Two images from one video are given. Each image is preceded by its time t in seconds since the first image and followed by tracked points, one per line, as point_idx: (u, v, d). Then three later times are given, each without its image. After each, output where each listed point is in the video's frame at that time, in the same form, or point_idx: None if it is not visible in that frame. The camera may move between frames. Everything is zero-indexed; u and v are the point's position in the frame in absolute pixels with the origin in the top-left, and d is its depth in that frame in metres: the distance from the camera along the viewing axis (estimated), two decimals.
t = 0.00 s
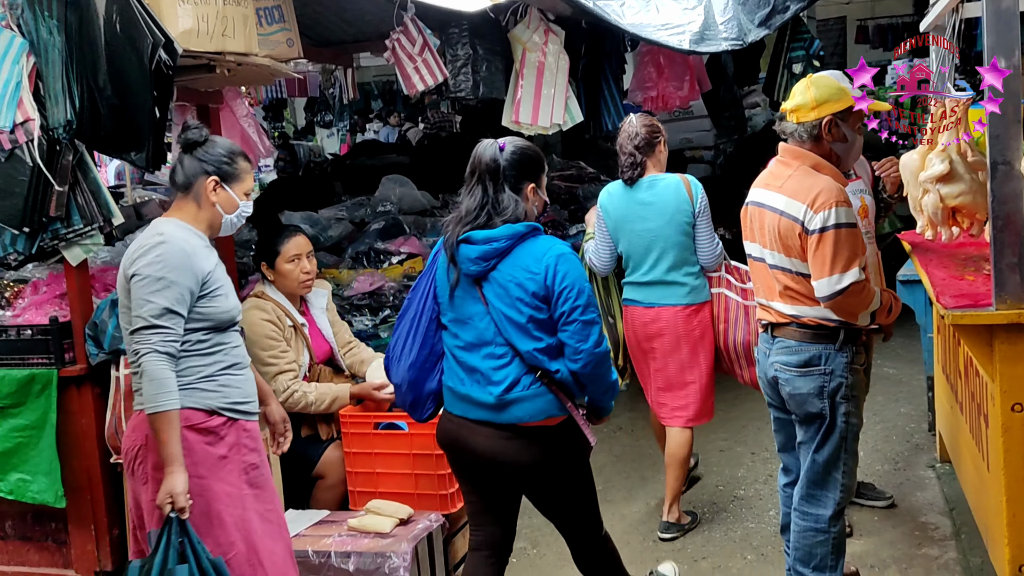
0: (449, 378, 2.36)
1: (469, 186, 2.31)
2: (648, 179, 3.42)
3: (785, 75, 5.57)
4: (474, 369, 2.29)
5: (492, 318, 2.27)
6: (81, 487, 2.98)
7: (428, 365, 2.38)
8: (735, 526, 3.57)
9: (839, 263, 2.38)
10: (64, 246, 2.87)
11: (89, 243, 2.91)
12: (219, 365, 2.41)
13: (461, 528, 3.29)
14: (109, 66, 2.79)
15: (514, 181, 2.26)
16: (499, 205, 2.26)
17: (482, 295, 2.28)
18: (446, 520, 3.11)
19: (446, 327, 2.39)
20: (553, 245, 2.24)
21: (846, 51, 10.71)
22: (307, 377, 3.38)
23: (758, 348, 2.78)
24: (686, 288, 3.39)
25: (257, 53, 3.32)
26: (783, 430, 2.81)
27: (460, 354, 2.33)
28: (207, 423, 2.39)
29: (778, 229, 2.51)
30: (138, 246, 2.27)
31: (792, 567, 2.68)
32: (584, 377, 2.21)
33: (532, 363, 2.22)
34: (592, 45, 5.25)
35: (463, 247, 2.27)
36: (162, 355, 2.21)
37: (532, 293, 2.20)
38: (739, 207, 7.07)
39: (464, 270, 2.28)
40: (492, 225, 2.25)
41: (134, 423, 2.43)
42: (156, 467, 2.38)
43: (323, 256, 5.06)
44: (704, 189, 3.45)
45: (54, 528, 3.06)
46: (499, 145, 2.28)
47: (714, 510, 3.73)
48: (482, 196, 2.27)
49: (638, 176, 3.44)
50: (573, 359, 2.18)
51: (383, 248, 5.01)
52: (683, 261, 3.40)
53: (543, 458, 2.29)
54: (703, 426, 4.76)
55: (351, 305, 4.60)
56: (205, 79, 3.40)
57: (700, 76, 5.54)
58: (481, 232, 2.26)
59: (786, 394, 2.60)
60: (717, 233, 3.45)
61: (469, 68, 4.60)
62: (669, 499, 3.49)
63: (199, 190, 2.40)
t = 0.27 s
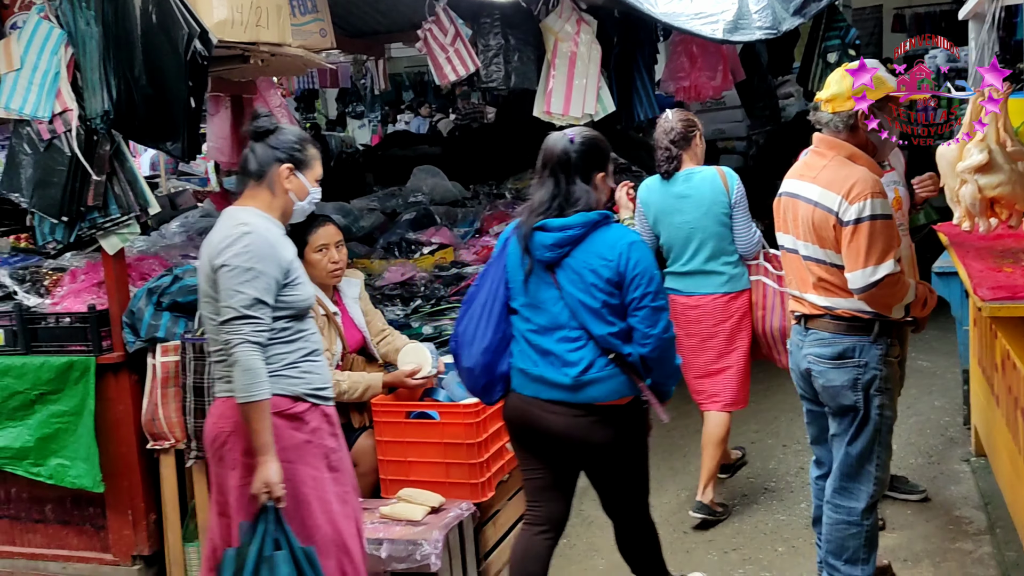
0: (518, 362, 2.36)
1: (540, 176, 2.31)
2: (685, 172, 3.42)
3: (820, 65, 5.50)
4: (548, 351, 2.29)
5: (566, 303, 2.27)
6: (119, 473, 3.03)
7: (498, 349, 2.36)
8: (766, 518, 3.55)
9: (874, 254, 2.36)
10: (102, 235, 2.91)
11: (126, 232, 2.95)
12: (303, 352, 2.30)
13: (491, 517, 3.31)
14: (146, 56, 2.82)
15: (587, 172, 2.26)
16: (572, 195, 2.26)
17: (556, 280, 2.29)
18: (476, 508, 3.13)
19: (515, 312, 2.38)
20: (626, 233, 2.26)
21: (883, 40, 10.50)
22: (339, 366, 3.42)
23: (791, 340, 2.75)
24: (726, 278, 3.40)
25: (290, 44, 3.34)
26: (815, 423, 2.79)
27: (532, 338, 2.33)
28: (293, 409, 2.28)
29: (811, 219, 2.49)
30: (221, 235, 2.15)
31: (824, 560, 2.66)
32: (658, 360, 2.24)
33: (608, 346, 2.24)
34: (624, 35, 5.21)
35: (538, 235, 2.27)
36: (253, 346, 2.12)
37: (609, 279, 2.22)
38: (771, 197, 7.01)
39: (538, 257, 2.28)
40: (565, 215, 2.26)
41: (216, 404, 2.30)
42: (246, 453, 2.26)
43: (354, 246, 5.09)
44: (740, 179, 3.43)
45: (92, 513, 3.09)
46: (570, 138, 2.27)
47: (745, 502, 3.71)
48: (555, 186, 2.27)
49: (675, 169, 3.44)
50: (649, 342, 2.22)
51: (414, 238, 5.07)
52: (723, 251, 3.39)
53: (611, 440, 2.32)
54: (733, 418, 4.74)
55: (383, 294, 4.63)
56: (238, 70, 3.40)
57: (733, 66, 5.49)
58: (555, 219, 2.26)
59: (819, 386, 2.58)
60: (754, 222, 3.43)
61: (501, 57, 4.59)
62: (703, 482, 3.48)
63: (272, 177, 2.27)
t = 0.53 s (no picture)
0: (644, 334, 2.39)
1: (669, 153, 2.35)
2: (769, 162, 3.39)
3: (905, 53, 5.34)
4: (674, 322, 2.34)
5: (693, 275, 2.32)
6: (210, 456, 3.15)
7: (624, 323, 2.40)
8: (847, 517, 3.49)
9: (964, 250, 2.30)
10: (197, 227, 3.06)
11: (219, 224, 3.08)
12: (434, 334, 2.33)
13: (567, 508, 3.33)
14: (237, 55, 2.89)
15: (716, 149, 2.32)
16: (704, 171, 2.31)
17: (684, 254, 2.33)
18: (553, 499, 3.16)
19: (637, 286, 2.42)
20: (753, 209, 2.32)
21: (973, 27, 10.12)
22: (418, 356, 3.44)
23: (874, 336, 2.70)
24: (812, 265, 3.44)
25: (375, 41, 3.42)
26: (900, 421, 2.73)
27: (657, 311, 2.37)
28: (428, 390, 2.30)
29: (898, 214, 2.44)
30: (364, 222, 2.15)
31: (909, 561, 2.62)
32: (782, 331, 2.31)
33: (734, 317, 2.30)
34: (703, 27, 5.16)
35: (670, 210, 2.31)
36: (399, 330, 2.14)
37: (739, 253, 2.27)
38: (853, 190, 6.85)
39: (668, 232, 2.33)
40: (696, 191, 2.31)
41: (351, 382, 2.31)
42: (384, 432, 2.28)
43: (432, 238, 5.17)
44: (825, 165, 3.40)
45: (183, 493, 3.22)
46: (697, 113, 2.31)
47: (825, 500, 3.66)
48: (687, 164, 2.31)
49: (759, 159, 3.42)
50: (777, 312, 2.29)
51: (490, 230, 5.16)
52: (810, 240, 3.41)
53: (739, 405, 2.36)
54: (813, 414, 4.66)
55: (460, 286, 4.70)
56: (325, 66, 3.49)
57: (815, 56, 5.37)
58: (688, 195, 2.31)
59: (905, 384, 2.53)
60: (840, 208, 3.43)
61: (578, 51, 4.65)
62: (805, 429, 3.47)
63: (402, 163, 2.28)
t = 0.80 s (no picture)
0: (773, 319, 2.37)
1: (807, 138, 2.35)
2: (878, 152, 3.30)
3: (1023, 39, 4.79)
4: (807, 307, 2.31)
5: (828, 259, 2.29)
6: (312, 439, 3.26)
7: (756, 309, 2.38)
8: (954, 523, 3.35)
9: None
10: (302, 218, 3.15)
11: (323, 215, 3.18)
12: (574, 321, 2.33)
13: (660, 503, 3.31)
14: (344, 51, 3.01)
15: (853, 134, 2.32)
16: (843, 157, 2.31)
17: (819, 239, 2.30)
18: (646, 493, 3.14)
19: (768, 272, 2.40)
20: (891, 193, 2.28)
21: None
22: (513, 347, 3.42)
23: (988, 336, 2.58)
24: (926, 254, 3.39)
25: (474, 34, 3.43)
26: (1014, 426, 2.60)
27: (789, 296, 2.35)
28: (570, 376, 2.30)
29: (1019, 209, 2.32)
30: (513, 210, 2.17)
31: None
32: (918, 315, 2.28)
33: (870, 302, 2.27)
34: (804, 16, 5.01)
35: (809, 193, 2.28)
36: (548, 316, 2.16)
37: (878, 238, 2.23)
38: (964, 183, 6.55)
39: (805, 217, 2.30)
40: (835, 174, 2.29)
41: (492, 366, 2.30)
42: (531, 415, 2.27)
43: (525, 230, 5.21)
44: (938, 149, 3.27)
45: (288, 475, 3.33)
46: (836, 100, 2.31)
47: (929, 504, 3.53)
48: (826, 148, 2.31)
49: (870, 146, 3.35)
50: (912, 297, 2.28)
51: (583, 224, 5.15)
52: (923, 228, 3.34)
53: (868, 390, 2.31)
54: (917, 416, 4.50)
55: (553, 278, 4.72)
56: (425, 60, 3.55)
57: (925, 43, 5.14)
58: (827, 178, 2.28)
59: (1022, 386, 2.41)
60: (956, 194, 3.34)
61: (675, 42, 4.50)
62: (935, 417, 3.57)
63: (540, 154, 2.30)
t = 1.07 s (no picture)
0: (914, 314, 2.35)
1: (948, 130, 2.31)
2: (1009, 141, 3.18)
3: None
4: (950, 301, 2.29)
5: (973, 253, 2.26)
6: (420, 423, 3.34)
7: (898, 304, 2.34)
8: None
9: None
10: (413, 207, 3.24)
11: (433, 205, 3.26)
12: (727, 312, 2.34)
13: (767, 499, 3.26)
14: (457, 44, 3.03)
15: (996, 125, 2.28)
16: (988, 147, 2.26)
17: (963, 232, 2.27)
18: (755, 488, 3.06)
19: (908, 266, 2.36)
20: None
21: None
22: (617, 338, 3.38)
23: None
24: None
25: (585, 25, 3.42)
26: None
27: (931, 290, 2.32)
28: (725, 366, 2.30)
29: None
30: (673, 201, 2.19)
31: None
32: None
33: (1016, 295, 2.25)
34: None
35: (955, 184, 2.23)
36: (710, 306, 2.17)
37: None
38: None
39: (950, 208, 2.25)
40: (979, 165, 2.25)
41: (649, 356, 2.32)
42: (692, 403, 2.27)
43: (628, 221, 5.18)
44: None
45: (396, 458, 3.44)
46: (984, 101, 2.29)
47: None
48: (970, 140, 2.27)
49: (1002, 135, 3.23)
50: None
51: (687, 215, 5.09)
52: None
53: (1015, 381, 2.28)
54: None
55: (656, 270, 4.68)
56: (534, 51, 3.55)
57: None
58: (973, 169, 2.23)
59: None
60: None
61: (788, 29, 4.37)
62: None
63: (696, 143, 2.33)
